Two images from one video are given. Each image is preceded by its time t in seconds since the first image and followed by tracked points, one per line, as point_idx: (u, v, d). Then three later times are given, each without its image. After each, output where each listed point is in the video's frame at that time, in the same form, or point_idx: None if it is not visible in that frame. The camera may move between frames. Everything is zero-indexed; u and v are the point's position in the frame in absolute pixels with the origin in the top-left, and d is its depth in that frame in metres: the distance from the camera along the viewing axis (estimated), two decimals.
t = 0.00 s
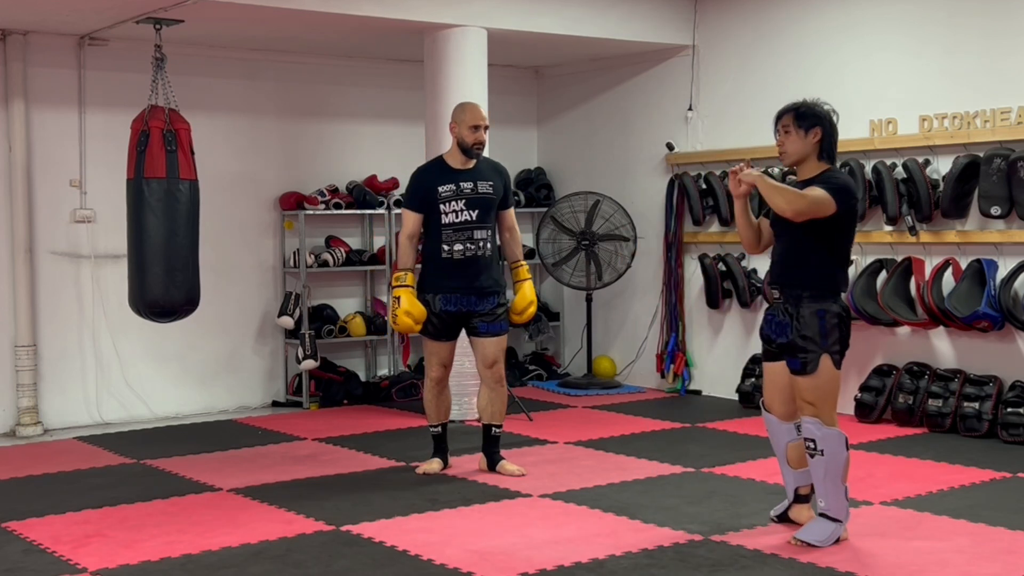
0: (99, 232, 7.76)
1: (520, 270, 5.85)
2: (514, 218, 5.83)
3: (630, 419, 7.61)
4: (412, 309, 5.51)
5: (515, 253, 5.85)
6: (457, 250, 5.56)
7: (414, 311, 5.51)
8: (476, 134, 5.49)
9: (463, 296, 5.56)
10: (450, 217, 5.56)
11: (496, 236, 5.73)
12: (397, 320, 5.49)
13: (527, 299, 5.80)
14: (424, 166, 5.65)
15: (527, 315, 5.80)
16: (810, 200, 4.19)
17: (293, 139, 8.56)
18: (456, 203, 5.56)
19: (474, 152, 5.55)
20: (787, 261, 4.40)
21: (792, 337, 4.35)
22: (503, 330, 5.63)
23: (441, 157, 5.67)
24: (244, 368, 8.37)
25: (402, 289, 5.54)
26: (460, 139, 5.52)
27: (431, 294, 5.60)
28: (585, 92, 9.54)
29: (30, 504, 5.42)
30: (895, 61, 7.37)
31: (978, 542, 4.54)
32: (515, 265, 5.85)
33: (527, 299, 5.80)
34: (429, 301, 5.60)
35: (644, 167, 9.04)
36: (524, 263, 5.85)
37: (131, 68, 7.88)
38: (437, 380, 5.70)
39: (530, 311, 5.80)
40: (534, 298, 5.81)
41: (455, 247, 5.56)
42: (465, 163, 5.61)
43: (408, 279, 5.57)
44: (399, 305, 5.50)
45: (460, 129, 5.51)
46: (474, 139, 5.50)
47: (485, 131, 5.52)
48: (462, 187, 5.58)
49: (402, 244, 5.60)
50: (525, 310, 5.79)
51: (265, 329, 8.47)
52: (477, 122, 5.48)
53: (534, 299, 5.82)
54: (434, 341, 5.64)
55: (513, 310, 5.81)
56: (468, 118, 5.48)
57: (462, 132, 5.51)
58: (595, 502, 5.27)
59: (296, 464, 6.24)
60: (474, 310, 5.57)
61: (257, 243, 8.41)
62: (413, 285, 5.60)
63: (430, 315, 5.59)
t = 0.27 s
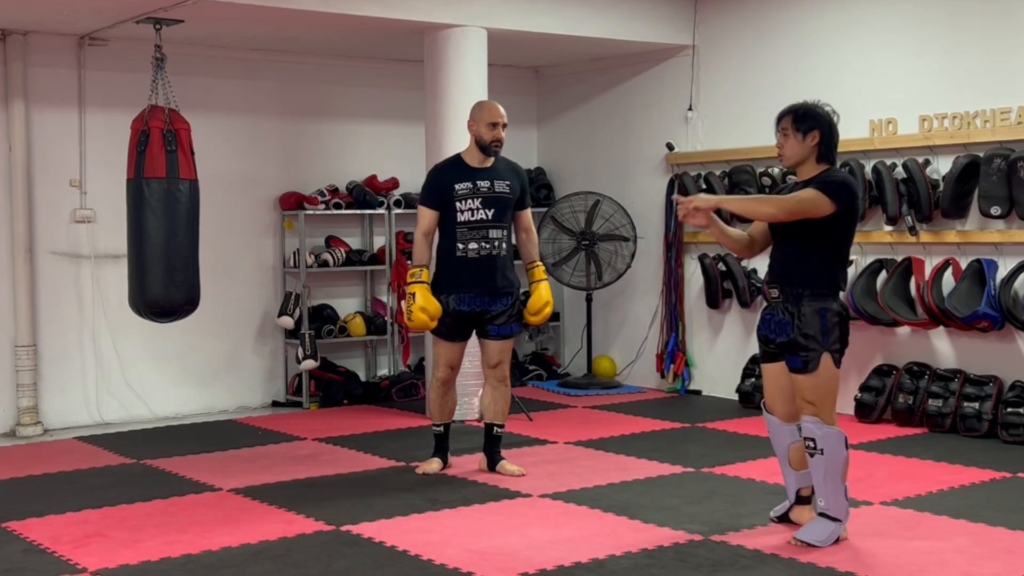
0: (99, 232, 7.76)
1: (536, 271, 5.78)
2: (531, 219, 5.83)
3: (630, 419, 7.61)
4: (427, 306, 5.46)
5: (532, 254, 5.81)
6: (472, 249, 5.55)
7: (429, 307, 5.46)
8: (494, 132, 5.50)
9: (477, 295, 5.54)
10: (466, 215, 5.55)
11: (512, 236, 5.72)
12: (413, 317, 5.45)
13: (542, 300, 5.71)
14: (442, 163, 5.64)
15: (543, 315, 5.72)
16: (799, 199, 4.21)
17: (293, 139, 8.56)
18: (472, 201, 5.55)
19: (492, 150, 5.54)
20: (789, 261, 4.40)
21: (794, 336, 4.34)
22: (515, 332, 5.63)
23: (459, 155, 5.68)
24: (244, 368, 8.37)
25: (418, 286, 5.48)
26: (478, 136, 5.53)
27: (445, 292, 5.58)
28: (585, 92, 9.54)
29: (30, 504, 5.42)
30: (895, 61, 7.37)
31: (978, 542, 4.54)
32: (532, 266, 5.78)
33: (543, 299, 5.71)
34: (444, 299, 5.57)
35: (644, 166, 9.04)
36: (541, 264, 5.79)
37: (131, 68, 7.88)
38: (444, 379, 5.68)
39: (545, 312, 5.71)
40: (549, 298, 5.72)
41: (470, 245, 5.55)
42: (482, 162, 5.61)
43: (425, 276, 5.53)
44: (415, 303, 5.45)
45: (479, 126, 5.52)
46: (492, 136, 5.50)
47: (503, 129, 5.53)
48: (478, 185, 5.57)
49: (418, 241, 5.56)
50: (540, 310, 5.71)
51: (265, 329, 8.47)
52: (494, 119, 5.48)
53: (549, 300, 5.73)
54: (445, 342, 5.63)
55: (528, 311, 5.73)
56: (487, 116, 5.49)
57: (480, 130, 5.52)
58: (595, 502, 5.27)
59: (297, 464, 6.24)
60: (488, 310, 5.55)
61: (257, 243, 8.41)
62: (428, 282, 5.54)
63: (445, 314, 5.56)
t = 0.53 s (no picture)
0: (99, 232, 7.76)
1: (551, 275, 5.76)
2: (547, 222, 5.79)
3: (630, 419, 7.61)
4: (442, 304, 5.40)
5: (547, 258, 5.78)
6: (485, 250, 5.51)
7: (444, 305, 5.41)
8: (511, 133, 5.45)
9: (489, 296, 5.50)
10: (480, 217, 5.50)
11: (526, 239, 5.68)
12: (427, 314, 5.38)
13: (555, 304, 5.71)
14: (459, 163, 5.58)
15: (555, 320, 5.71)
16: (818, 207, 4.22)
17: (293, 139, 8.56)
18: (487, 203, 5.50)
19: (509, 151, 5.49)
20: (783, 261, 4.40)
21: (786, 335, 4.36)
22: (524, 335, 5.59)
23: (475, 156, 5.62)
24: (244, 368, 8.37)
25: (433, 283, 5.45)
26: (495, 137, 5.48)
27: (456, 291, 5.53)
28: (585, 92, 9.54)
29: (30, 504, 5.42)
30: (895, 61, 7.37)
31: (978, 542, 4.54)
32: (547, 270, 5.76)
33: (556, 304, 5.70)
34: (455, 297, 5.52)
35: (645, 167, 9.04)
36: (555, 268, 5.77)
37: (131, 68, 7.88)
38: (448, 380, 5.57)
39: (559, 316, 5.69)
40: (563, 302, 5.72)
41: (483, 247, 5.51)
42: (499, 163, 5.56)
43: (437, 272, 5.50)
44: (430, 300, 5.39)
45: (496, 127, 5.47)
46: (509, 138, 5.45)
47: (521, 130, 5.48)
48: (494, 187, 5.52)
49: (431, 240, 5.57)
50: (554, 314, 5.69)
51: (265, 329, 8.47)
52: (512, 120, 5.44)
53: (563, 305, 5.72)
54: (455, 340, 5.53)
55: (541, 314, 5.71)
56: (504, 117, 5.45)
57: (497, 131, 5.47)
58: (594, 502, 5.27)
59: (296, 464, 6.24)
60: (498, 312, 5.51)
61: (256, 243, 8.41)
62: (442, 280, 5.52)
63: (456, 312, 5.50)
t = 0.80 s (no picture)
0: (99, 232, 7.76)
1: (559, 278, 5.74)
2: (555, 224, 5.74)
3: (630, 419, 7.61)
4: (444, 301, 5.37)
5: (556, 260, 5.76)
6: (493, 250, 5.47)
7: (445, 302, 5.37)
8: (523, 133, 5.41)
9: (496, 295, 5.45)
10: (490, 216, 5.46)
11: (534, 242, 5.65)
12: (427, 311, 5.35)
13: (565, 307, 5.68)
14: (469, 161, 5.55)
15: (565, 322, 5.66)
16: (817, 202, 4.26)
17: (293, 139, 8.56)
18: (497, 203, 5.47)
19: (520, 151, 5.46)
20: (784, 261, 4.40)
21: (788, 336, 4.35)
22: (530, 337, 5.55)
23: (486, 155, 5.57)
24: (244, 368, 8.37)
25: (435, 279, 5.40)
26: (506, 138, 5.45)
27: (462, 288, 5.48)
28: (585, 92, 9.53)
29: (30, 504, 5.42)
30: (896, 61, 7.37)
31: (978, 542, 4.54)
32: (555, 273, 5.74)
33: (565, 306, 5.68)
34: (461, 295, 5.47)
35: (645, 167, 9.04)
36: (563, 270, 5.75)
37: (131, 68, 7.88)
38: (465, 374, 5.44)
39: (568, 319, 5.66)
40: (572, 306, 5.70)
41: (491, 247, 5.47)
42: (510, 163, 5.53)
43: (442, 270, 5.44)
44: (431, 296, 5.36)
45: (507, 127, 5.44)
46: (520, 138, 5.42)
47: (532, 130, 5.44)
48: (505, 187, 5.49)
49: (439, 237, 5.49)
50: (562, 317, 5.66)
51: (265, 329, 8.47)
52: (522, 120, 5.39)
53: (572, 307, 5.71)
54: (468, 332, 5.42)
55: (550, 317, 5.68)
56: (515, 117, 5.40)
57: (508, 131, 5.43)
58: (595, 502, 5.27)
59: (297, 464, 6.24)
60: (504, 312, 5.46)
61: (257, 243, 8.41)
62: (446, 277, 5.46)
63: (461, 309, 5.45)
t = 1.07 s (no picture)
0: (99, 232, 7.76)
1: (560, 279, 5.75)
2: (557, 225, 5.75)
3: (630, 419, 7.61)
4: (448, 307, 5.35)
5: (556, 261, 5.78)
6: (499, 252, 5.42)
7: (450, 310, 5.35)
8: (528, 133, 5.37)
9: (503, 298, 5.41)
10: (496, 217, 5.42)
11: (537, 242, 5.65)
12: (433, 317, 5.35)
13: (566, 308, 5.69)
14: (472, 163, 5.49)
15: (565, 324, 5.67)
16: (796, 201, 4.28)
17: (293, 139, 8.56)
18: (503, 204, 5.43)
19: (525, 152, 5.41)
20: (782, 260, 4.39)
21: (784, 336, 4.36)
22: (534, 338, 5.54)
23: (489, 155, 5.53)
24: (244, 368, 8.37)
25: (440, 286, 5.37)
26: (510, 138, 5.40)
27: (468, 291, 5.42)
28: (585, 92, 9.53)
29: (30, 504, 5.42)
30: (896, 61, 7.37)
31: (978, 542, 4.54)
32: (555, 274, 5.75)
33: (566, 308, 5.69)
34: (467, 298, 5.41)
35: (645, 167, 9.04)
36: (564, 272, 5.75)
37: (131, 68, 7.88)
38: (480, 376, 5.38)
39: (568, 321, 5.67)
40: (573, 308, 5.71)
41: (497, 248, 5.42)
42: (515, 164, 5.48)
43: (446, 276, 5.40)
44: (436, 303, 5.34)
45: (511, 128, 5.39)
46: (524, 138, 5.38)
47: (536, 130, 5.41)
48: (510, 188, 5.45)
49: (444, 240, 5.44)
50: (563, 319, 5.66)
51: (265, 329, 8.47)
52: (527, 120, 5.36)
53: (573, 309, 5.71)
54: (474, 333, 5.38)
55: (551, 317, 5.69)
56: (519, 117, 5.36)
57: (513, 132, 5.39)
58: (594, 502, 5.27)
59: (297, 465, 6.24)
60: (510, 314, 5.43)
61: (257, 243, 8.41)
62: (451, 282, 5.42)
63: (467, 313, 5.40)
